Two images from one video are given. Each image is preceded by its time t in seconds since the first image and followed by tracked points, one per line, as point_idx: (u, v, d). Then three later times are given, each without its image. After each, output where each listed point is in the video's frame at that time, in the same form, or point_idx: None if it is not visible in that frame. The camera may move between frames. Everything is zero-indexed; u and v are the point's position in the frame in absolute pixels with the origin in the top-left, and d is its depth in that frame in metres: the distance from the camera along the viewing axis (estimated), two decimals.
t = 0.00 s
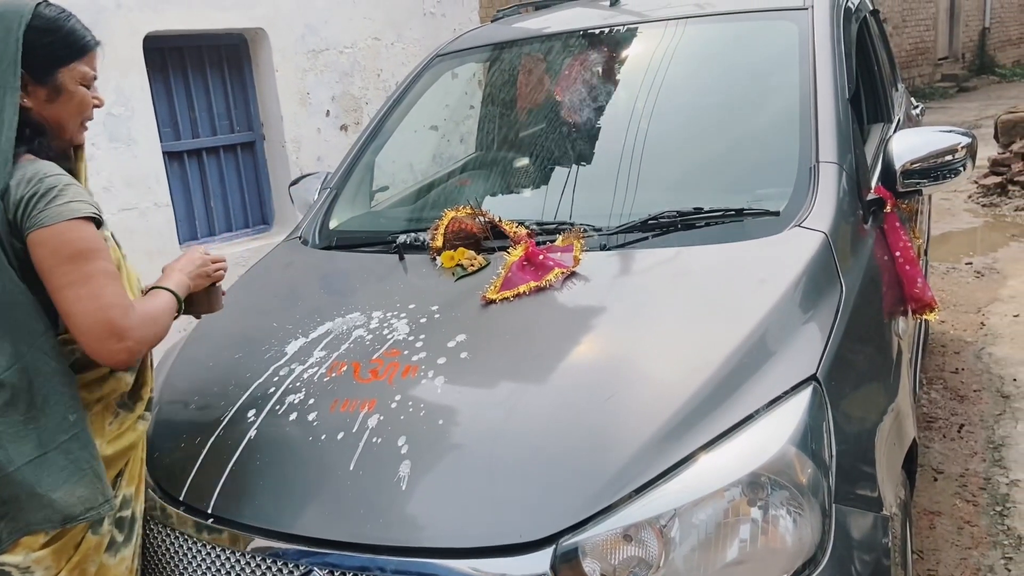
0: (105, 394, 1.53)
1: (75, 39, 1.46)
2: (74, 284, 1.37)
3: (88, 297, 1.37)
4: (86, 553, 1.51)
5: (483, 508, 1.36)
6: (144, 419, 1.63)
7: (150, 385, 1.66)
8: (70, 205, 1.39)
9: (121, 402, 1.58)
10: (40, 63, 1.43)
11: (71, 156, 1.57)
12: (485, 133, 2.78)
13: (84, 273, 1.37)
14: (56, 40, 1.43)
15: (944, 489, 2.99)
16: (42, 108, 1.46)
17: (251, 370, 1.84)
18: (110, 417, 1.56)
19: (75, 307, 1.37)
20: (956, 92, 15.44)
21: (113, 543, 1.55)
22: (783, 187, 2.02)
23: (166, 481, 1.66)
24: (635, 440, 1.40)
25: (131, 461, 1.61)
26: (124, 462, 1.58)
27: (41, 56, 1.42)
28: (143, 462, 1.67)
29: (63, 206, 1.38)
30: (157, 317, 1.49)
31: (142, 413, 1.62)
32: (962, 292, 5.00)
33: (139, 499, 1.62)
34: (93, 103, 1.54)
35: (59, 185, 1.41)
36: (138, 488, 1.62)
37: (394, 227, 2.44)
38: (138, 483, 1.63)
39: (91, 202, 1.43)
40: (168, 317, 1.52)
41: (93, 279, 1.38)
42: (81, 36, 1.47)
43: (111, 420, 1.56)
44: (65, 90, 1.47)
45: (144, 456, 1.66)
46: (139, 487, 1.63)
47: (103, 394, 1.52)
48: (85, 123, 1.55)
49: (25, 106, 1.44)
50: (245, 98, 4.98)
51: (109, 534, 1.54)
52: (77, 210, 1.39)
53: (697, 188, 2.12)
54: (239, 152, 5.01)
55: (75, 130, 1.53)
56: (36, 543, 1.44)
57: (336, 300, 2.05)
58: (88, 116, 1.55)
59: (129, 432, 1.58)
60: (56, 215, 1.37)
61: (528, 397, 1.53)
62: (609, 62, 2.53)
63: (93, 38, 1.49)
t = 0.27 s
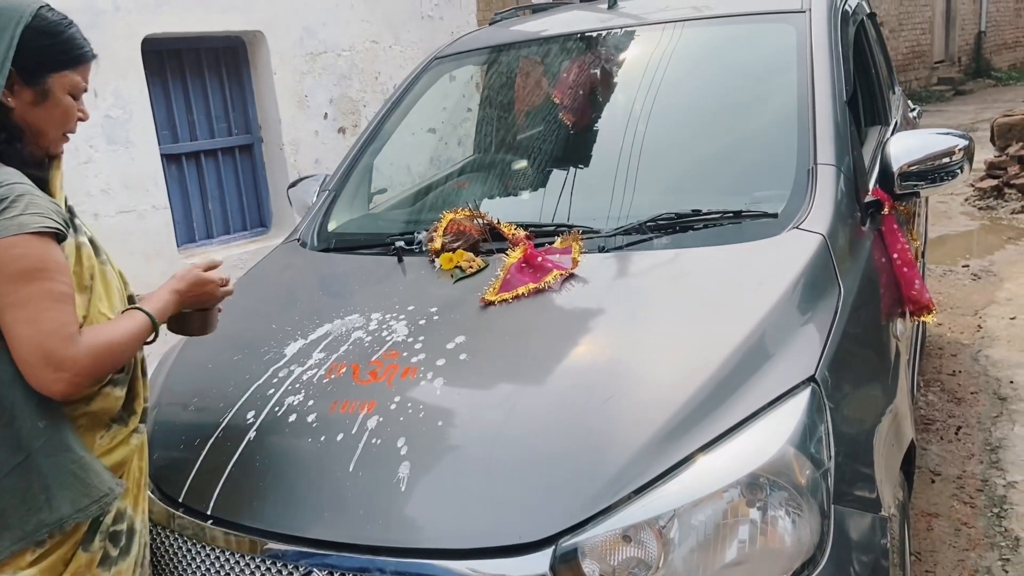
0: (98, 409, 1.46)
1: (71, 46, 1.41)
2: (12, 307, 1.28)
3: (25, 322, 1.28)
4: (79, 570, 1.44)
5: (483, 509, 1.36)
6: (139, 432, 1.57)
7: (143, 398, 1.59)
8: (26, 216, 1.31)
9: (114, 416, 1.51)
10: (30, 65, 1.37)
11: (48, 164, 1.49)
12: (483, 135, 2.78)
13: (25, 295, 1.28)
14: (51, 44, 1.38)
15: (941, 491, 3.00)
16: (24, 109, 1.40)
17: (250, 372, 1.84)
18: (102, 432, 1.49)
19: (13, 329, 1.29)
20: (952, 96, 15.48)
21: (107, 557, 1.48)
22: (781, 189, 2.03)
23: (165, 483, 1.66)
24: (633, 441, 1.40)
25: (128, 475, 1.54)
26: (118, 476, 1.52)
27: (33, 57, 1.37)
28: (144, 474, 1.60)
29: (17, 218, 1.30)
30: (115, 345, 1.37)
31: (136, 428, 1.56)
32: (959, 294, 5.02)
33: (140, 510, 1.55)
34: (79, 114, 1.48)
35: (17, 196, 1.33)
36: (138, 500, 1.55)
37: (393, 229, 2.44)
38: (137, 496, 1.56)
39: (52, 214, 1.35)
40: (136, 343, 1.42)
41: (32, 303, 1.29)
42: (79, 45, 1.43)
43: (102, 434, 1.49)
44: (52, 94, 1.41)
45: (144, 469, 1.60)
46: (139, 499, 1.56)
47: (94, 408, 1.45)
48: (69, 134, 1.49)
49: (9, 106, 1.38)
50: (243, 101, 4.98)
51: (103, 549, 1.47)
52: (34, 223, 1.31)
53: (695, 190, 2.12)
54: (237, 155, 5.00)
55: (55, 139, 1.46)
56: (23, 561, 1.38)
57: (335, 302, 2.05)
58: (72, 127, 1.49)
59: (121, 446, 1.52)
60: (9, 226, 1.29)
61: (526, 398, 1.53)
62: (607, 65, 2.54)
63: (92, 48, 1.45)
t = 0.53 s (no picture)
0: (81, 429, 1.40)
1: (59, 45, 1.35)
2: None
3: None
4: None
5: (483, 510, 1.36)
6: (134, 447, 1.50)
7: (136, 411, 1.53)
8: None
9: (104, 431, 1.45)
10: (16, 64, 1.31)
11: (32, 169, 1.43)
12: (483, 137, 2.79)
13: None
14: (38, 43, 1.32)
15: (941, 493, 3.00)
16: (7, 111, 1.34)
17: (250, 373, 1.84)
18: (89, 446, 1.43)
19: None
20: (951, 98, 15.50)
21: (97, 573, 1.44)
22: (781, 190, 2.03)
23: (165, 484, 1.66)
24: (634, 443, 1.40)
25: (120, 488, 1.48)
26: (109, 491, 1.46)
27: (19, 56, 1.31)
28: (145, 489, 1.55)
29: None
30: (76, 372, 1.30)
31: (130, 443, 1.49)
32: (959, 296, 5.02)
33: (138, 526, 1.50)
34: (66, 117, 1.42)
35: None
36: (133, 513, 1.50)
37: (393, 230, 2.44)
38: (134, 512, 1.51)
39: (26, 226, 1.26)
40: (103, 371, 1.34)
41: None
42: (69, 45, 1.37)
43: (91, 450, 1.43)
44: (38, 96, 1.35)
45: (142, 479, 1.54)
46: (137, 514, 1.51)
47: (77, 429, 1.39)
48: (55, 138, 1.43)
49: None
50: (243, 103, 4.98)
51: (91, 565, 1.44)
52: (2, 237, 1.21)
53: (695, 192, 2.13)
54: (237, 157, 5.00)
55: (39, 142, 1.40)
56: None
57: (335, 303, 2.05)
58: (59, 131, 1.42)
59: (112, 461, 1.45)
60: None
61: (527, 400, 1.53)
62: (607, 67, 2.54)
63: (82, 49, 1.39)
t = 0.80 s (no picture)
0: (71, 442, 1.40)
1: (53, 50, 1.35)
2: None
3: None
4: None
5: (483, 511, 1.36)
6: (129, 459, 1.50)
7: (133, 423, 1.52)
8: None
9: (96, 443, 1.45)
10: (10, 70, 1.31)
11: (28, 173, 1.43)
12: (483, 139, 2.79)
13: None
14: (32, 48, 1.32)
15: (942, 494, 2.99)
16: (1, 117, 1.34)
17: (250, 374, 1.83)
18: (82, 457, 1.43)
19: None
20: (952, 100, 15.50)
21: None
22: (781, 191, 2.03)
23: (165, 486, 1.66)
24: (633, 444, 1.40)
25: (115, 499, 1.48)
26: (103, 503, 1.45)
27: (12, 62, 1.31)
28: (142, 495, 1.54)
29: None
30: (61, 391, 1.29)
31: (126, 455, 1.49)
32: (959, 297, 5.02)
33: (135, 532, 1.50)
34: (61, 121, 1.42)
35: None
36: (130, 523, 1.50)
37: (393, 232, 2.44)
38: (131, 519, 1.51)
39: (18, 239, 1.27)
40: (88, 390, 1.33)
41: None
42: (64, 50, 1.36)
43: (82, 462, 1.42)
44: (33, 102, 1.35)
45: (140, 490, 1.54)
46: (134, 522, 1.51)
47: (67, 443, 1.39)
48: (51, 142, 1.43)
49: None
50: (243, 105, 4.99)
51: None
52: None
53: (695, 193, 2.13)
54: (238, 159, 5.01)
55: (35, 147, 1.40)
56: None
57: (335, 304, 2.05)
58: (54, 135, 1.42)
59: (106, 472, 1.45)
60: None
61: (527, 401, 1.53)
62: (607, 68, 2.54)
63: (79, 52, 1.39)
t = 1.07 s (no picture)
0: (81, 446, 1.41)
1: (49, 43, 1.35)
2: None
3: None
4: None
5: (485, 512, 1.36)
6: (138, 462, 1.50)
7: (139, 426, 1.53)
8: None
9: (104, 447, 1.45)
10: (11, 68, 1.31)
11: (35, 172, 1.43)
12: (485, 140, 2.79)
13: None
14: (30, 44, 1.32)
15: (945, 495, 2.99)
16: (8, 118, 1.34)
17: (253, 376, 1.84)
18: (90, 460, 1.43)
19: None
20: (954, 100, 15.49)
21: None
22: (783, 192, 2.03)
23: (168, 487, 1.66)
24: (635, 445, 1.40)
25: (121, 503, 1.48)
26: (109, 506, 1.46)
27: (12, 59, 1.31)
28: (148, 497, 1.55)
29: None
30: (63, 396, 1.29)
31: (133, 459, 1.49)
32: (962, 297, 5.01)
33: (140, 534, 1.51)
34: (64, 116, 1.43)
35: None
36: (135, 527, 1.50)
37: (395, 233, 2.45)
38: (138, 522, 1.51)
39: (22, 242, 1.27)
40: (91, 395, 1.33)
41: None
42: (59, 41, 1.37)
43: (91, 465, 1.43)
44: (37, 98, 1.36)
45: (146, 493, 1.53)
46: (139, 524, 1.51)
47: (78, 447, 1.40)
48: (55, 137, 1.44)
49: None
50: (246, 106, 4.99)
51: None
52: None
53: (697, 194, 2.13)
54: (240, 160, 5.01)
55: (43, 144, 1.41)
56: None
57: (338, 306, 2.05)
58: (61, 129, 1.44)
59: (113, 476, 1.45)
60: None
61: (529, 402, 1.53)
62: (608, 69, 2.55)
63: (73, 43, 1.40)
